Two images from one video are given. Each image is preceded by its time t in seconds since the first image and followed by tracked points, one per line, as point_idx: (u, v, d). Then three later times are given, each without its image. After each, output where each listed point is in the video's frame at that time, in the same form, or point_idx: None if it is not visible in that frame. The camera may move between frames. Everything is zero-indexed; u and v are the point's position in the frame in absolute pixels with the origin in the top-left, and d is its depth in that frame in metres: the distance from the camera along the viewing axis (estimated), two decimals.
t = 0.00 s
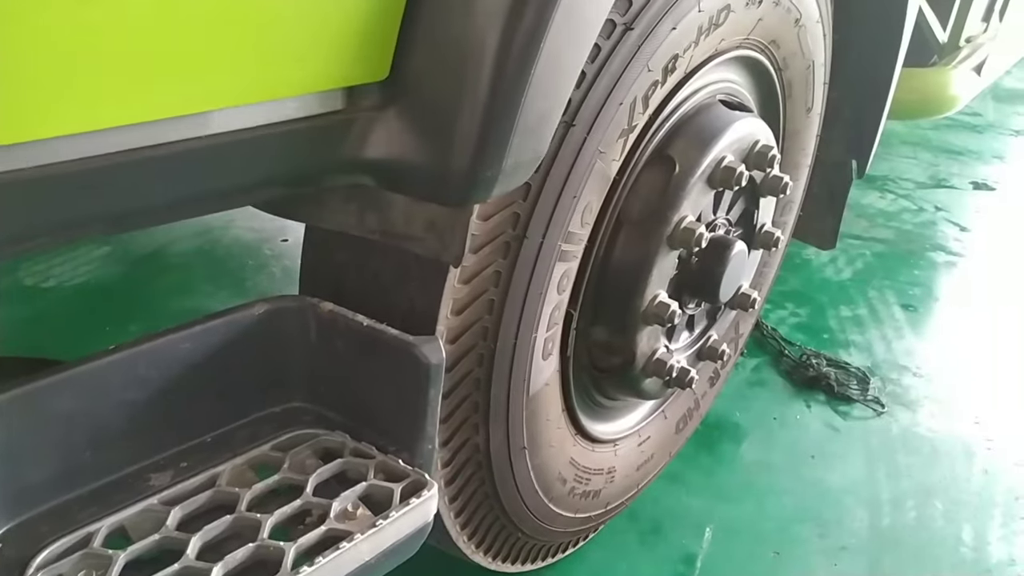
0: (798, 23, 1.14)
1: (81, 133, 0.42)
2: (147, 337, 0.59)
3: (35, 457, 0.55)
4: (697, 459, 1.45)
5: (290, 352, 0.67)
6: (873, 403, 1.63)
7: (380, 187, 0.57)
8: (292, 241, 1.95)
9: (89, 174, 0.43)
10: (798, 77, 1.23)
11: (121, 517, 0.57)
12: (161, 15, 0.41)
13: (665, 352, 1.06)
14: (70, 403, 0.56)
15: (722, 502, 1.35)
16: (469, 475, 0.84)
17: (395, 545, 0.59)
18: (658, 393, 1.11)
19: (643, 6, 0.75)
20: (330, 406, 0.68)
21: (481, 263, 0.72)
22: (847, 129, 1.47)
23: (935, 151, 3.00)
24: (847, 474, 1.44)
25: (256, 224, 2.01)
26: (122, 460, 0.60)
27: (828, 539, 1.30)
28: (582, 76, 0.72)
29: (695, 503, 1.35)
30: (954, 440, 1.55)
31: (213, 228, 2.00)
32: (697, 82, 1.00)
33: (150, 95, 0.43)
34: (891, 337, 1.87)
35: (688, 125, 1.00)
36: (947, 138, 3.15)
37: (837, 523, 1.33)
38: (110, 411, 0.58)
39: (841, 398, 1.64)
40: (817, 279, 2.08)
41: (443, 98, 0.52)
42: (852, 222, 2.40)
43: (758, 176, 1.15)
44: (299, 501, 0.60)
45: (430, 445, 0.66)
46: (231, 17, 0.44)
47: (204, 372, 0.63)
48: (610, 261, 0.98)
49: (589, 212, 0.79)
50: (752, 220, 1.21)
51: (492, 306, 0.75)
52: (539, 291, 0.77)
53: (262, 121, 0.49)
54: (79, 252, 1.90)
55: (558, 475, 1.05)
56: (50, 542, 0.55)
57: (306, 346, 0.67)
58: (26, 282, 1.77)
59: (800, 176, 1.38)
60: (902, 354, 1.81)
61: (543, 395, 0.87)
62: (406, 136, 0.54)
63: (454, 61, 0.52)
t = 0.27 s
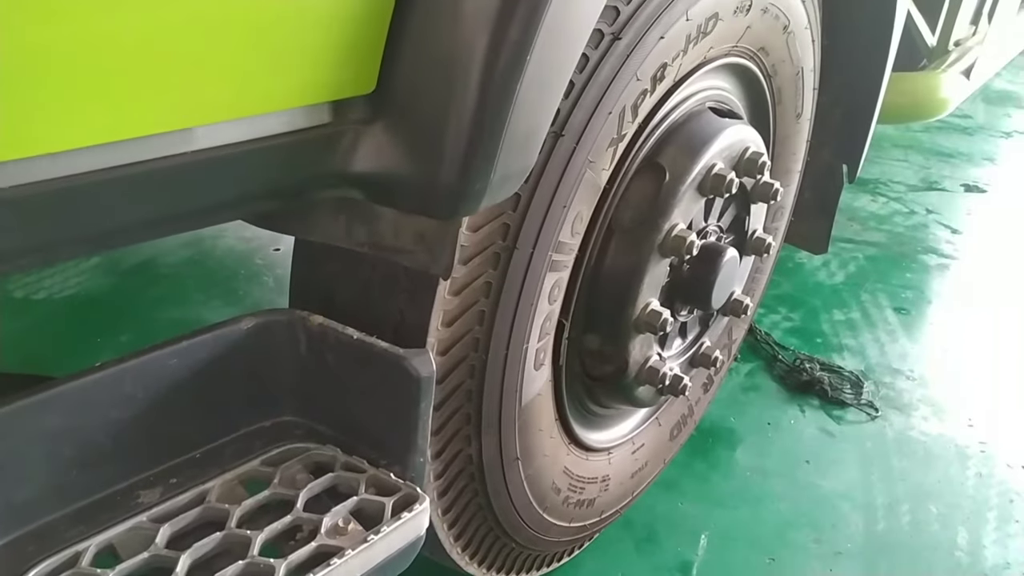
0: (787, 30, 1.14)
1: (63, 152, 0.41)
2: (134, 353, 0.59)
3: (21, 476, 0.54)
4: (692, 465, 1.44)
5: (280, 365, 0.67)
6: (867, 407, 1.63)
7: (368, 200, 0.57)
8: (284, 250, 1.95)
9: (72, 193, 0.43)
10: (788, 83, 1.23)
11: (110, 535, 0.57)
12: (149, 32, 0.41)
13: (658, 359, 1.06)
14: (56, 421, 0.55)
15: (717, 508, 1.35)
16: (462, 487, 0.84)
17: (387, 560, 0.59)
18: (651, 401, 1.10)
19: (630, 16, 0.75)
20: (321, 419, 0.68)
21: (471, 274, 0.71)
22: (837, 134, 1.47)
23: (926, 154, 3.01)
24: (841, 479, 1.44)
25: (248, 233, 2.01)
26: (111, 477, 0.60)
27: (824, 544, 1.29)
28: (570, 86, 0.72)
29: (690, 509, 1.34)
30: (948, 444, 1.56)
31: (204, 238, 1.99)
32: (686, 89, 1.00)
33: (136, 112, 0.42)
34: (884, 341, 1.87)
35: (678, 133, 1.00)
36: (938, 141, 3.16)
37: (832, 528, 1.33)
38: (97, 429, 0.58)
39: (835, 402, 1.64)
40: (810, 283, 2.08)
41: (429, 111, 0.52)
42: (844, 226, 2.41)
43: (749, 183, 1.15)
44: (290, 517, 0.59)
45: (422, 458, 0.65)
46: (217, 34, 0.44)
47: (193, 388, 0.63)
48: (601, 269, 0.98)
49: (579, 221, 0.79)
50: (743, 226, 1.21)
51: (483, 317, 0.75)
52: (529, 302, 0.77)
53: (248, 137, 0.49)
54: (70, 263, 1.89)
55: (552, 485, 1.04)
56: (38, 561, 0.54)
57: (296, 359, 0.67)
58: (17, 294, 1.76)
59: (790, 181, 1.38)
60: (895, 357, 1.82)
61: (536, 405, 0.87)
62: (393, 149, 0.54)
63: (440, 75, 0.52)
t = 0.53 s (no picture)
0: (782, 35, 1.14)
1: (53, 166, 0.41)
2: (128, 364, 0.59)
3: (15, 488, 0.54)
4: (690, 470, 1.44)
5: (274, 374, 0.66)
6: (865, 411, 1.63)
7: (362, 210, 0.57)
8: (281, 256, 1.94)
9: (64, 205, 0.43)
10: (783, 88, 1.23)
11: (105, 547, 0.56)
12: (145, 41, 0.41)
13: (655, 365, 1.06)
14: (49, 433, 0.55)
15: (715, 513, 1.35)
16: (458, 495, 0.83)
17: (383, 571, 0.58)
18: (648, 406, 1.10)
19: (625, 22, 0.75)
20: (316, 428, 0.68)
21: (466, 282, 0.71)
22: (833, 138, 1.48)
23: (922, 156, 3.01)
24: (839, 483, 1.44)
25: (245, 239, 2.01)
26: (106, 488, 0.59)
27: (822, 549, 1.29)
28: (565, 94, 0.72)
29: (688, 514, 1.34)
30: (946, 447, 1.55)
31: (201, 244, 1.99)
32: (680, 96, 1.00)
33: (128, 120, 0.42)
34: (882, 343, 1.87)
35: (674, 138, 1.00)
36: (935, 143, 3.16)
37: (830, 533, 1.33)
38: (92, 440, 0.58)
39: (833, 406, 1.63)
40: (807, 286, 2.08)
41: (422, 121, 0.52)
42: (842, 228, 2.41)
43: (745, 188, 1.15)
44: (285, 528, 0.59)
45: (417, 467, 0.65)
46: (213, 44, 0.44)
47: (187, 399, 0.62)
48: (597, 275, 0.98)
49: (574, 228, 0.79)
50: (740, 231, 1.21)
51: (478, 325, 0.75)
52: (525, 309, 0.77)
53: (240, 148, 0.49)
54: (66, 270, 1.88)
55: (549, 492, 1.04)
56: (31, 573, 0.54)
57: (291, 369, 0.67)
58: (13, 301, 1.75)
59: (786, 185, 1.38)
60: (893, 360, 1.81)
61: (532, 412, 0.87)
62: (387, 159, 0.54)
63: (432, 85, 0.52)
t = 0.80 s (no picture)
0: (775, 42, 1.14)
1: (40, 178, 0.41)
2: (118, 375, 0.59)
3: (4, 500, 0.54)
4: (686, 476, 1.44)
5: (265, 384, 0.66)
6: (860, 416, 1.63)
7: (352, 219, 0.57)
8: (276, 262, 1.94)
9: (52, 217, 0.43)
10: (776, 94, 1.23)
11: (95, 558, 0.56)
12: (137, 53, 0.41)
13: (649, 372, 1.05)
14: (39, 444, 0.55)
15: (711, 519, 1.35)
16: (452, 503, 0.83)
17: None
18: (642, 413, 1.10)
19: (618, 30, 0.75)
20: (309, 438, 0.67)
21: (458, 290, 0.71)
22: (826, 145, 1.48)
23: (917, 161, 3.02)
24: (835, 488, 1.44)
25: (240, 246, 2.00)
26: (96, 499, 0.59)
27: (818, 554, 1.29)
28: (557, 102, 0.72)
29: (683, 521, 1.34)
30: (941, 452, 1.56)
31: (197, 250, 1.99)
32: (673, 103, 1.00)
33: (118, 132, 0.42)
34: (877, 348, 1.87)
35: (667, 145, 1.00)
36: (930, 147, 3.17)
37: (826, 538, 1.33)
38: (82, 451, 0.57)
39: (828, 411, 1.64)
40: (803, 291, 2.08)
41: (412, 131, 0.52)
42: (837, 233, 2.41)
43: (738, 194, 1.16)
44: (276, 538, 0.59)
45: (410, 476, 0.65)
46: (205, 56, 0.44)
47: (178, 409, 0.62)
48: (591, 282, 0.98)
49: (566, 236, 0.79)
50: (734, 237, 1.21)
51: (471, 333, 0.75)
52: (518, 317, 0.77)
53: (230, 158, 0.49)
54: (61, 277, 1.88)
55: (543, 499, 1.04)
56: None
57: (282, 378, 0.66)
58: (7, 308, 1.75)
59: (780, 191, 1.39)
60: (888, 365, 1.82)
61: (526, 420, 0.86)
62: (378, 168, 0.54)
63: (423, 95, 0.52)
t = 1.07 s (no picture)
0: (768, 53, 1.14)
1: (27, 191, 0.40)
2: (105, 388, 0.58)
3: None
4: (679, 486, 1.44)
5: (254, 396, 0.66)
6: (854, 425, 1.63)
7: (342, 231, 0.57)
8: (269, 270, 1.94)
9: (37, 231, 0.42)
10: (769, 105, 1.23)
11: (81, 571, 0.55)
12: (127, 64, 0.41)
13: (642, 383, 1.05)
14: (25, 457, 0.54)
15: (704, 530, 1.34)
16: (442, 515, 0.83)
17: None
18: (635, 424, 1.10)
19: (610, 42, 0.75)
20: (298, 449, 0.67)
21: (449, 302, 0.71)
22: (819, 155, 1.48)
23: (911, 170, 3.03)
24: (828, 498, 1.44)
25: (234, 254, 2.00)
26: (83, 512, 0.58)
27: (811, 565, 1.29)
28: (548, 113, 0.71)
29: (677, 531, 1.34)
30: (934, 462, 1.56)
31: (190, 258, 1.98)
32: (666, 114, 1.00)
33: (106, 143, 0.42)
34: (871, 358, 1.87)
35: (660, 156, 1.00)
36: (923, 157, 3.18)
37: (819, 549, 1.32)
38: (69, 464, 0.57)
39: (821, 421, 1.63)
40: (796, 300, 2.09)
41: (402, 144, 0.52)
42: (831, 242, 2.42)
43: (731, 205, 1.16)
44: (264, 552, 0.58)
45: (399, 490, 0.65)
46: (195, 69, 0.43)
47: (167, 421, 0.62)
48: (583, 293, 0.98)
49: (558, 247, 0.79)
50: (727, 248, 1.21)
51: (462, 344, 0.74)
52: (509, 328, 0.77)
53: (218, 171, 0.48)
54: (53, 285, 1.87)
55: (535, 510, 1.03)
56: None
57: (272, 390, 0.66)
58: None
59: (773, 202, 1.39)
60: (881, 374, 1.82)
61: (517, 431, 0.86)
62: (367, 181, 0.54)
63: (413, 108, 0.52)
